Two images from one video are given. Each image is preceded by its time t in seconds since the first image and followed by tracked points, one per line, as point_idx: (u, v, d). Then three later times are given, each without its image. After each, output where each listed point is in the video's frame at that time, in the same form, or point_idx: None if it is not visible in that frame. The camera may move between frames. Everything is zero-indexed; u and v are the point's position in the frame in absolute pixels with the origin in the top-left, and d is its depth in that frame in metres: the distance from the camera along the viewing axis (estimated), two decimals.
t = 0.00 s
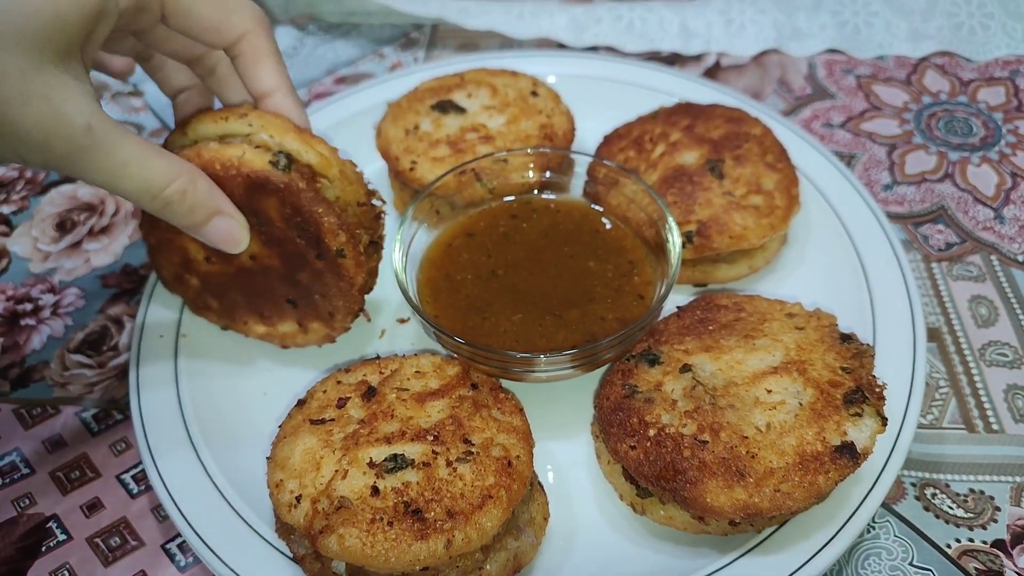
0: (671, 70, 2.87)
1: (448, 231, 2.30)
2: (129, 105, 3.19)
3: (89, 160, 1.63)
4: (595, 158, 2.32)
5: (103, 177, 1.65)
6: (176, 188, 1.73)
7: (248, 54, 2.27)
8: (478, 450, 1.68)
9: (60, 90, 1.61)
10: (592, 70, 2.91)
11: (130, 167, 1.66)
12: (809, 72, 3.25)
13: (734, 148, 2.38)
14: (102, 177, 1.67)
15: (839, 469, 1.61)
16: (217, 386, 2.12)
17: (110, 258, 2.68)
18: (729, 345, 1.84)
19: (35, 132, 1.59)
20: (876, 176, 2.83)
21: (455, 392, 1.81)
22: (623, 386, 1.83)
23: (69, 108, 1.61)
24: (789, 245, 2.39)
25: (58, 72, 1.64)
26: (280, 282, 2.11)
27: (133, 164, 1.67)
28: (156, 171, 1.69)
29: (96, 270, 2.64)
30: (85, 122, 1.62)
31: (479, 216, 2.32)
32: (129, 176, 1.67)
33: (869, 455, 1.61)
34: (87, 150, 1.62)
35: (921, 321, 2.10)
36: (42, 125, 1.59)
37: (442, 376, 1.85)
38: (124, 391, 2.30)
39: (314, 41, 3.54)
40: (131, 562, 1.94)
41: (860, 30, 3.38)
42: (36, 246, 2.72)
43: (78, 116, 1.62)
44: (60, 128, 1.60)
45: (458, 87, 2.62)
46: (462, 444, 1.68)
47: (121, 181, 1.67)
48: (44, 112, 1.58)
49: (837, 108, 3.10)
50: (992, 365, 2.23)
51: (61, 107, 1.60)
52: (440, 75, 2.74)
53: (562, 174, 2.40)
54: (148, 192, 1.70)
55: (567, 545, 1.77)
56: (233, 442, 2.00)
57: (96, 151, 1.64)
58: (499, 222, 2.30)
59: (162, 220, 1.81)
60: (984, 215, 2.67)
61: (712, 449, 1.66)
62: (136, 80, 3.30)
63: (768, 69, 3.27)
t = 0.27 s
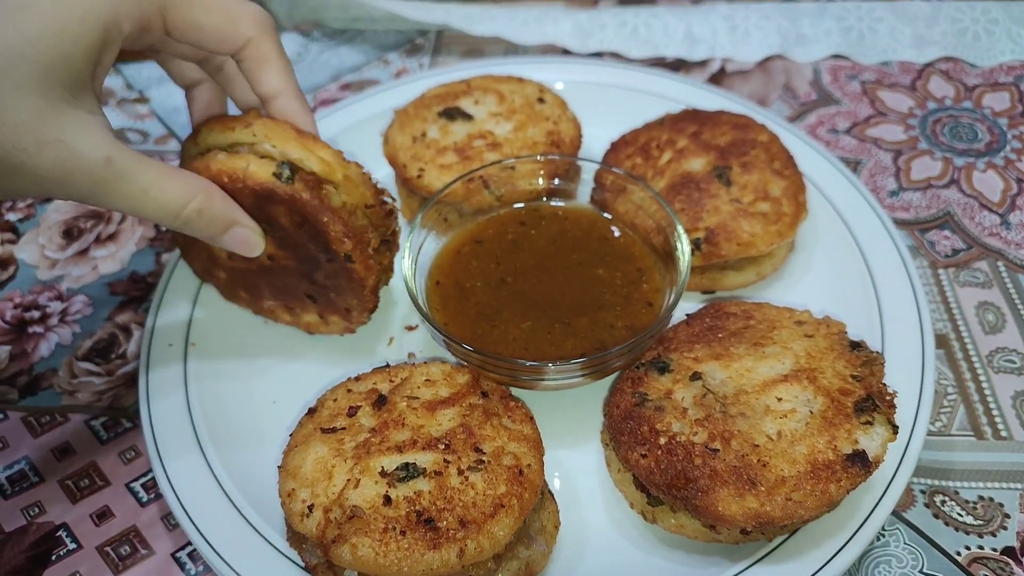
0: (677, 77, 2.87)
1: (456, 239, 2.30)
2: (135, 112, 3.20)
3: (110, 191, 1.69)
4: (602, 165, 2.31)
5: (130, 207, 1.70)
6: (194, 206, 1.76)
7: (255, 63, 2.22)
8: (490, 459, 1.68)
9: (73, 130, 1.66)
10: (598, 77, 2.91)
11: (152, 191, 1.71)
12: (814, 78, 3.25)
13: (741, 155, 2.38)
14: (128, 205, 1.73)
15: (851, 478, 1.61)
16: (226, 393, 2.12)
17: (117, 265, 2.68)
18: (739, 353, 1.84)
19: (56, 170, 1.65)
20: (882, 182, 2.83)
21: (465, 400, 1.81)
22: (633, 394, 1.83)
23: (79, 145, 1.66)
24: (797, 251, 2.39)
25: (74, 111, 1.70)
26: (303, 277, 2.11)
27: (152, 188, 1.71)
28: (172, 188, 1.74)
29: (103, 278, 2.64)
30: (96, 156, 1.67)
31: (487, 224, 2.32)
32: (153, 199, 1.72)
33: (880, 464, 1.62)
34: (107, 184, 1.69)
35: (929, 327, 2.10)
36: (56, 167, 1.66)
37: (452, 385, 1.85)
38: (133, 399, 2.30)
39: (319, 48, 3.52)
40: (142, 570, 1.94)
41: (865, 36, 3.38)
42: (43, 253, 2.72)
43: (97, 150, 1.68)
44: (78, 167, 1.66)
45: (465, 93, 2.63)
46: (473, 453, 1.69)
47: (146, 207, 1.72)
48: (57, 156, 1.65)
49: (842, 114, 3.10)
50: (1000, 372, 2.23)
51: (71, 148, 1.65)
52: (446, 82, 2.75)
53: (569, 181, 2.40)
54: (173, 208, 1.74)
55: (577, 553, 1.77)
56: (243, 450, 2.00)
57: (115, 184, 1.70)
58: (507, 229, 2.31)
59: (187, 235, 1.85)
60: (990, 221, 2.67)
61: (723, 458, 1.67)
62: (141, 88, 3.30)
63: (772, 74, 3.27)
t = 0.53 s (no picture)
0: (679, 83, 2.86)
1: (460, 249, 2.29)
2: (135, 120, 3.21)
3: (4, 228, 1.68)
4: (605, 173, 2.31)
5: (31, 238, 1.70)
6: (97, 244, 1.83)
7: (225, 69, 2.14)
8: (497, 473, 1.68)
9: None
10: (599, 83, 2.90)
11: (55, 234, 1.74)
12: (815, 82, 3.24)
13: (744, 162, 2.38)
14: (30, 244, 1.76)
15: (860, 490, 1.63)
16: (230, 405, 2.10)
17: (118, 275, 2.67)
18: (745, 364, 1.84)
19: None
20: (885, 187, 2.82)
21: (471, 413, 1.80)
22: (640, 406, 1.82)
23: None
24: (800, 258, 2.39)
25: None
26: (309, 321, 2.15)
27: (58, 232, 1.74)
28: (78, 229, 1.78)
29: (104, 288, 2.62)
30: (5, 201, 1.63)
31: (491, 233, 2.31)
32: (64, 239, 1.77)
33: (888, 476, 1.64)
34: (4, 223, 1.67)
35: (935, 335, 2.10)
36: None
37: (458, 397, 1.84)
38: (136, 410, 2.29)
39: (318, 53, 3.53)
40: None
41: (866, 39, 3.38)
42: (43, 263, 2.71)
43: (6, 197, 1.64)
44: None
45: (467, 101, 2.63)
46: (480, 467, 1.68)
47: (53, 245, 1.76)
48: None
49: (844, 118, 3.09)
50: (1004, 378, 2.23)
51: None
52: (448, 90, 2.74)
53: (572, 190, 2.39)
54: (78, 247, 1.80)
55: (584, 566, 1.76)
56: (248, 463, 1.99)
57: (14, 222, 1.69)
58: (510, 238, 2.30)
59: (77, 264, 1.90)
60: (992, 225, 2.67)
61: (731, 470, 1.67)
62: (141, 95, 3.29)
63: (774, 78, 3.26)
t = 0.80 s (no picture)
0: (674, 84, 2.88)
1: (458, 251, 2.30)
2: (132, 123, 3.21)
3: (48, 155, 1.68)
4: (602, 175, 2.33)
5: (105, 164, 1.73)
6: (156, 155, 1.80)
7: (217, 61, 2.26)
8: (498, 475, 1.69)
9: None
10: (595, 85, 2.92)
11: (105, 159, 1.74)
12: (809, 82, 3.26)
13: (740, 163, 2.39)
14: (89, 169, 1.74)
15: (859, 490, 1.65)
16: (231, 408, 2.11)
17: (117, 279, 2.67)
18: (743, 364, 1.86)
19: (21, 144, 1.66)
20: (880, 187, 2.84)
21: (471, 416, 1.81)
22: (639, 407, 1.83)
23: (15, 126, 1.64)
24: (797, 259, 2.40)
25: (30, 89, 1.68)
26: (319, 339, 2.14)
27: (112, 151, 1.73)
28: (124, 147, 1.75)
29: (103, 292, 2.63)
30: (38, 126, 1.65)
31: (489, 236, 2.33)
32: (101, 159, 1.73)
33: (886, 475, 1.66)
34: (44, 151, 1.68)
35: (930, 334, 2.11)
36: None
37: (458, 400, 1.85)
38: (136, 414, 2.29)
39: (315, 56, 3.54)
40: None
41: (859, 40, 3.40)
42: (42, 268, 2.71)
43: (46, 118, 1.66)
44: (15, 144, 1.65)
45: (464, 104, 2.64)
46: (481, 469, 1.69)
47: (111, 166, 1.74)
48: None
49: (838, 119, 3.11)
50: (1000, 376, 2.25)
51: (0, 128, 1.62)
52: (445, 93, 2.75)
53: (569, 192, 2.41)
54: (133, 166, 1.77)
55: (585, 567, 1.77)
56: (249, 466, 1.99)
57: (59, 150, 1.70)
58: (509, 241, 2.31)
59: (158, 195, 1.88)
60: (987, 225, 2.69)
61: (730, 470, 1.68)
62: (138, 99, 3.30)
63: (769, 79, 3.28)
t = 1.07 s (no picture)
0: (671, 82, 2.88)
1: (455, 249, 2.30)
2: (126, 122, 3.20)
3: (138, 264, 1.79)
4: (599, 173, 2.34)
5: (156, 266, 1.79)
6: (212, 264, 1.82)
7: (263, 178, 2.30)
8: (496, 473, 1.68)
9: (73, 188, 1.77)
10: (591, 82, 2.91)
11: (140, 143, 1.95)
12: (805, 80, 3.27)
13: (737, 161, 2.39)
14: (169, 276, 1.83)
15: (858, 486, 1.66)
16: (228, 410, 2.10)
17: (113, 279, 2.66)
18: (741, 360, 1.86)
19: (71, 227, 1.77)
20: (876, 183, 2.84)
21: (469, 414, 1.80)
22: (637, 404, 1.83)
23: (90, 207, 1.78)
24: (793, 256, 2.40)
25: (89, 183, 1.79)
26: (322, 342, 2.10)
27: (169, 246, 1.80)
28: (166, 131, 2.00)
29: (99, 292, 2.62)
30: (109, 207, 1.78)
31: (486, 234, 2.32)
32: (201, 269, 1.81)
33: (885, 471, 1.67)
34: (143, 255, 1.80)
35: (928, 330, 2.12)
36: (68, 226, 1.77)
37: (456, 398, 1.85)
38: (132, 415, 2.28)
39: (311, 55, 3.53)
40: None
41: (855, 37, 3.40)
42: (37, 268, 2.70)
43: (115, 205, 1.79)
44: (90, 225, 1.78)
45: (460, 103, 2.64)
46: (480, 467, 1.69)
47: (170, 259, 1.80)
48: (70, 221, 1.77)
49: (834, 116, 3.12)
50: (997, 372, 2.25)
51: (77, 209, 1.76)
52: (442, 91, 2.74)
53: (566, 190, 2.40)
54: (198, 268, 1.81)
55: (585, 565, 1.77)
56: (248, 466, 1.99)
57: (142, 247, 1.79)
58: (506, 238, 2.30)
59: (220, 301, 1.88)
60: (983, 221, 2.70)
61: (729, 467, 1.68)
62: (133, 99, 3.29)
63: (765, 77, 3.28)
